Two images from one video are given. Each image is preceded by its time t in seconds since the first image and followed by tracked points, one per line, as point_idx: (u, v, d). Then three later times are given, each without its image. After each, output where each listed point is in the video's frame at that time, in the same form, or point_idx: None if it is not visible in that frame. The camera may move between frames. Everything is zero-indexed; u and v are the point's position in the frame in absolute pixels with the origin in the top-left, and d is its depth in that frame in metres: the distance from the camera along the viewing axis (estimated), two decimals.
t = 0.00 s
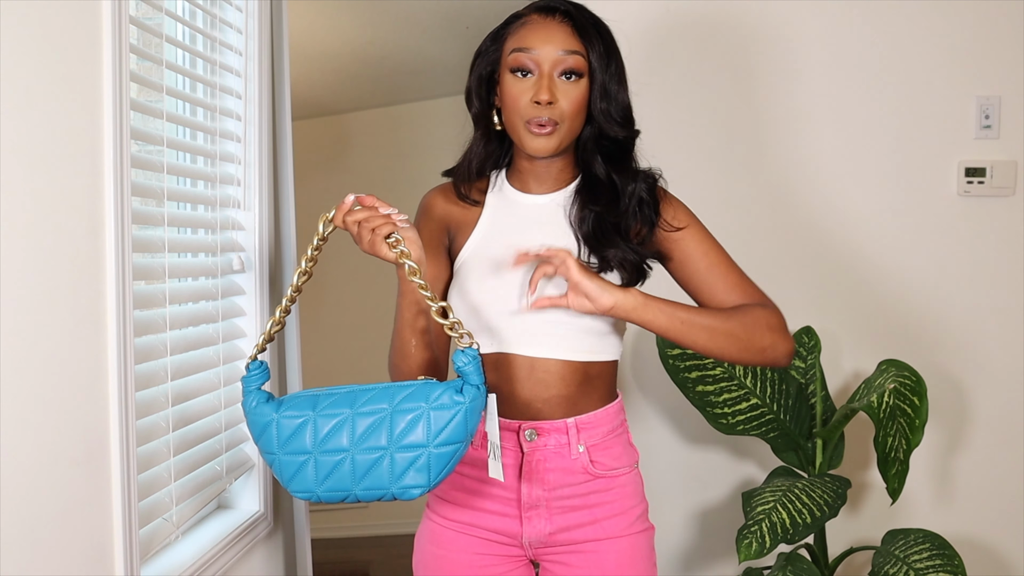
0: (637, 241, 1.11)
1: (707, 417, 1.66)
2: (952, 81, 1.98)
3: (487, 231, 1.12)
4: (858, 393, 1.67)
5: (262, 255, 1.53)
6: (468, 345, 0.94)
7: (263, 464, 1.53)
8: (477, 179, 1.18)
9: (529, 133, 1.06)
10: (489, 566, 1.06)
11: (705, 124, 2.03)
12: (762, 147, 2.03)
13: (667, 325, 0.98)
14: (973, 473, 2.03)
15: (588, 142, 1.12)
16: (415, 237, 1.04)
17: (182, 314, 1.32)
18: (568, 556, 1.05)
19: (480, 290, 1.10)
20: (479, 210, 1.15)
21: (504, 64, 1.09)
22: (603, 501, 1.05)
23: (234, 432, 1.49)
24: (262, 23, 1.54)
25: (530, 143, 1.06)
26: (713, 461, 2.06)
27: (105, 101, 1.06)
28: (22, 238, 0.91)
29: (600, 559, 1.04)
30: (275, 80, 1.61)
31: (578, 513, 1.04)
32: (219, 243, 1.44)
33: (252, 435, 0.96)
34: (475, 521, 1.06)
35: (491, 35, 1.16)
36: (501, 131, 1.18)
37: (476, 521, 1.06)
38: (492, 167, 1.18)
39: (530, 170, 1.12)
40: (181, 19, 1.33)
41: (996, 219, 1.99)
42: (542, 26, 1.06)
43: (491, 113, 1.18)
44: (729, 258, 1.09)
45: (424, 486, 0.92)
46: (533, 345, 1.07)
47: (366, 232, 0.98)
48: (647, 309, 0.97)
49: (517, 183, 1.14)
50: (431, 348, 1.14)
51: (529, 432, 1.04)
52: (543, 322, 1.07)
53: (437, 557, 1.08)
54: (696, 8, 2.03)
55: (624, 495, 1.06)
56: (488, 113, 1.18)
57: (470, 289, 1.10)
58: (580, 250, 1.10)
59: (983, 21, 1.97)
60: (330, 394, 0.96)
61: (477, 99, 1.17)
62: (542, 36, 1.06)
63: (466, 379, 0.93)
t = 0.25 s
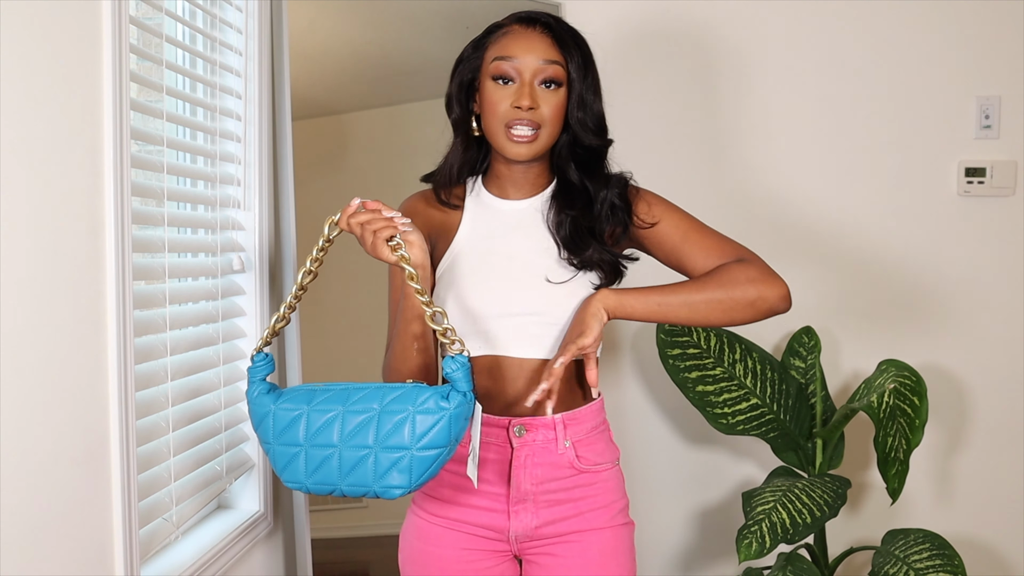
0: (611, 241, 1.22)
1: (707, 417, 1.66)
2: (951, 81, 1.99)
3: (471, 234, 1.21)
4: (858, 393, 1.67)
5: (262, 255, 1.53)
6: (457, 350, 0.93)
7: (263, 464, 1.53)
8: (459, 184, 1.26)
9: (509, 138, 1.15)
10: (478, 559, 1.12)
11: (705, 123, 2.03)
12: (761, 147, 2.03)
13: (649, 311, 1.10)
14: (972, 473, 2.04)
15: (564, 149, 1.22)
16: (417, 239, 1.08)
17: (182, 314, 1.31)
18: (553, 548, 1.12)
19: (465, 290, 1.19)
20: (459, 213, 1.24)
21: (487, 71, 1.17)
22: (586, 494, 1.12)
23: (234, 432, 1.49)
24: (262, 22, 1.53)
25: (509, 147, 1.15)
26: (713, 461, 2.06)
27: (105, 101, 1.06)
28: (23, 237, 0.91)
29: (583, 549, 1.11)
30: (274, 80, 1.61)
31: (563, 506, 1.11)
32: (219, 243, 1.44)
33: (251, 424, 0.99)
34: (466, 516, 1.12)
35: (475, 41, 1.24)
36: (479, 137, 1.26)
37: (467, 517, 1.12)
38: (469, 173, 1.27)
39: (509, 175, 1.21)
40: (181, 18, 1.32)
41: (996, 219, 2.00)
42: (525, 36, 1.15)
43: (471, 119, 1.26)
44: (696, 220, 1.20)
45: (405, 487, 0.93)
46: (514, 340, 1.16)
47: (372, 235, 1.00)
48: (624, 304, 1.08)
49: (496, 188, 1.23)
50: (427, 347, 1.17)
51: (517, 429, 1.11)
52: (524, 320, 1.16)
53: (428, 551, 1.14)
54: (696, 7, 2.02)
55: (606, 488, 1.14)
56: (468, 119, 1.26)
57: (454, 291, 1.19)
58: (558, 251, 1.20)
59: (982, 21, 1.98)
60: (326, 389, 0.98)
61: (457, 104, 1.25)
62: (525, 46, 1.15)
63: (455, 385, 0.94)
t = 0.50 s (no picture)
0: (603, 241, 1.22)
1: (707, 417, 1.66)
2: (951, 81, 1.99)
3: (468, 235, 1.21)
4: (858, 393, 1.67)
5: (262, 255, 1.53)
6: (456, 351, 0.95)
7: (262, 464, 1.53)
8: (454, 189, 1.26)
9: (503, 143, 1.15)
10: (474, 555, 1.12)
11: (705, 122, 2.02)
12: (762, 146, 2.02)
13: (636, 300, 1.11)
14: (972, 472, 2.04)
15: (556, 152, 1.22)
16: (418, 241, 1.08)
17: (182, 314, 1.31)
18: (550, 545, 1.12)
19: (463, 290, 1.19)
20: (455, 217, 1.24)
21: (478, 77, 1.17)
22: (583, 491, 1.13)
23: (234, 432, 1.49)
24: (262, 23, 1.53)
25: (504, 152, 1.15)
26: (713, 461, 2.06)
27: (105, 101, 1.06)
28: (23, 237, 0.91)
29: (580, 546, 1.12)
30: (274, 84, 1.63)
31: (560, 503, 1.11)
32: (219, 243, 1.44)
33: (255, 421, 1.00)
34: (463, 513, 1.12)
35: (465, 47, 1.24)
36: (473, 143, 1.26)
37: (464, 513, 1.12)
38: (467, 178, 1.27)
39: (504, 179, 1.21)
40: (182, 18, 1.32)
41: (995, 219, 2.00)
42: (516, 43, 1.16)
43: (464, 125, 1.25)
44: (686, 217, 1.21)
45: (401, 484, 0.93)
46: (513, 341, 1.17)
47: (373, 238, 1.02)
48: (608, 290, 1.10)
49: (491, 192, 1.23)
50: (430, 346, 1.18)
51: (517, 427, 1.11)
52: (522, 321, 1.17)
53: (424, 547, 1.14)
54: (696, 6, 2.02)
55: (601, 486, 1.15)
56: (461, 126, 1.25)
57: (452, 293, 1.20)
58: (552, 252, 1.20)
59: (982, 22, 1.99)
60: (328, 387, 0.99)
61: (450, 111, 1.25)
62: (516, 52, 1.15)
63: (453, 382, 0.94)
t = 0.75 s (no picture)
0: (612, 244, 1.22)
1: (707, 417, 1.66)
2: (951, 81, 1.99)
3: (481, 242, 1.23)
4: (858, 394, 1.67)
5: (263, 255, 1.53)
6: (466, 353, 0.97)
7: (263, 464, 1.53)
8: (462, 195, 1.29)
9: (510, 150, 1.17)
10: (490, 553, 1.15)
11: (705, 122, 2.02)
12: (762, 146, 2.02)
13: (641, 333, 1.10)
14: (972, 472, 2.04)
15: (562, 158, 1.23)
16: (426, 246, 1.09)
17: (182, 314, 1.31)
18: (565, 546, 1.15)
19: (478, 295, 1.21)
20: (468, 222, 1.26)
21: (484, 87, 1.19)
22: (600, 495, 1.15)
23: (234, 432, 1.49)
24: (262, 23, 1.53)
25: (510, 159, 1.17)
26: (713, 461, 2.06)
27: (105, 100, 1.06)
28: (24, 236, 0.91)
29: (594, 549, 1.15)
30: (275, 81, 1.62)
31: (579, 506, 1.14)
32: (219, 243, 1.44)
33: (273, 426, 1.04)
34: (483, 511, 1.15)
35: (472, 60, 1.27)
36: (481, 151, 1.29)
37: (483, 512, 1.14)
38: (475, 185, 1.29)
39: (512, 186, 1.23)
40: (182, 18, 1.32)
41: (995, 219, 2.01)
42: (521, 52, 1.17)
43: (471, 133, 1.27)
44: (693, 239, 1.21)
45: (419, 482, 0.98)
46: (527, 344, 1.19)
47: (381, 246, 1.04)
48: (615, 322, 1.08)
49: (501, 199, 1.25)
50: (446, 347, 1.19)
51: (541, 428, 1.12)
52: (536, 324, 1.19)
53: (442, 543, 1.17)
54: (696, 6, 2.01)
55: (616, 491, 1.18)
56: (468, 134, 1.28)
57: (465, 300, 1.22)
58: (561, 255, 1.21)
59: (981, 22, 1.99)
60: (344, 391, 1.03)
61: (459, 120, 1.27)
62: (520, 62, 1.17)
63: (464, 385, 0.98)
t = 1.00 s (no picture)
0: (635, 243, 1.25)
1: (707, 417, 1.66)
2: (951, 81, 2.00)
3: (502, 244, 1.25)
4: (858, 393, 1.67)
5: (263, 255, 1.52)
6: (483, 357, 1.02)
7: (262, 464, 1.53)
8: (481, 197, 1.31)
9: (529, 149, 1.19)
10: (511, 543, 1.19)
11: (705, 121, 2.01)
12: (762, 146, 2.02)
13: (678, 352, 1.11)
14: (971, 472, 2.04)
15: (582, 156, 1.26)
16: (448, 253, 1.10)
17: (182, 314, 1.31)
18: (585, 535, 1.19)
19: (500, 295, 1.23)
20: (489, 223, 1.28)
21: (501, 88, 1.22)
22: (620, 488, 1.20)
23: (234, 432, 1.49)
24: (263, 23, 1.53)
25: (530, 158, 1.20)
26: (713, 460, 2.06)
27: (105, 100, 1.06)
28: (24, 236, 0.91)
29: (613, 540, 1.20)
30: (275, 81, 1.62)
31: (599, 498, 1.18)
32: (219, 243, 1.44)
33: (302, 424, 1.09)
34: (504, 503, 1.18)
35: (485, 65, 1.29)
36: (500, 153, 1.31)
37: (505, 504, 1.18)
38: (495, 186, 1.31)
39: (533, 186, 1.26)
40: (182, 18, 1.32)
41: (995, 219, 2.01)
42: (535, 52, 1.20)
43: (490, 136, 1.30)
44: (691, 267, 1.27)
45: (433, 483, 1.01)
46: (551, 343, 1.21)
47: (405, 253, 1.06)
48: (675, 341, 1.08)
49: (522, 200, 1.28)
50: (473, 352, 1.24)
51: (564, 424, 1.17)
52: (559, 323, 1.21)
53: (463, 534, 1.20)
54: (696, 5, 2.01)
55: (634, 484, 1.22)
56: (486, 137, 1.30)
57: (487, 302, 1.24)
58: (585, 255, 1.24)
59: (981, 22, 1.99)
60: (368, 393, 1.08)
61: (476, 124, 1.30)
62: (534, 61, 1.19)
63: (480, 389, 1.02)
